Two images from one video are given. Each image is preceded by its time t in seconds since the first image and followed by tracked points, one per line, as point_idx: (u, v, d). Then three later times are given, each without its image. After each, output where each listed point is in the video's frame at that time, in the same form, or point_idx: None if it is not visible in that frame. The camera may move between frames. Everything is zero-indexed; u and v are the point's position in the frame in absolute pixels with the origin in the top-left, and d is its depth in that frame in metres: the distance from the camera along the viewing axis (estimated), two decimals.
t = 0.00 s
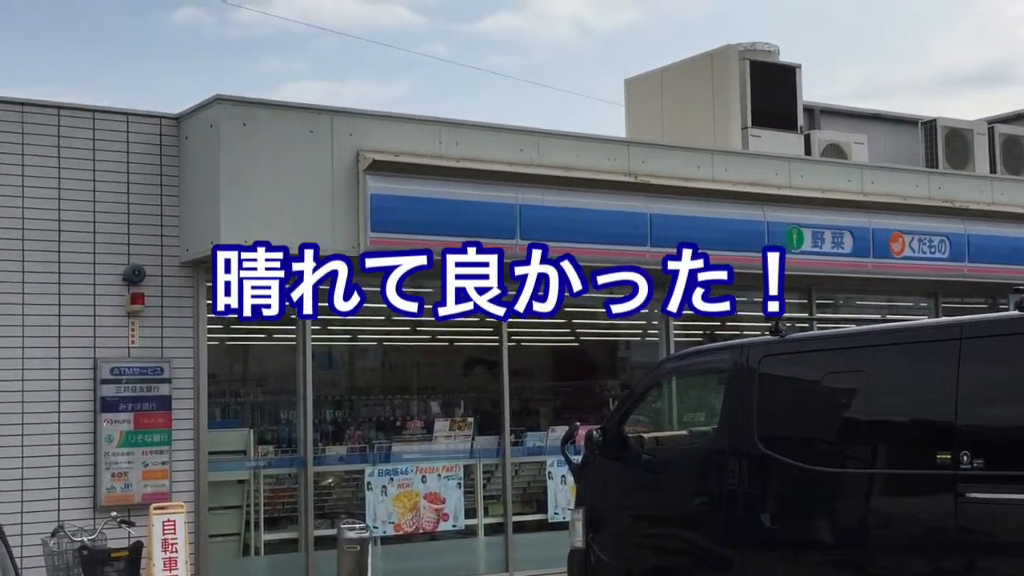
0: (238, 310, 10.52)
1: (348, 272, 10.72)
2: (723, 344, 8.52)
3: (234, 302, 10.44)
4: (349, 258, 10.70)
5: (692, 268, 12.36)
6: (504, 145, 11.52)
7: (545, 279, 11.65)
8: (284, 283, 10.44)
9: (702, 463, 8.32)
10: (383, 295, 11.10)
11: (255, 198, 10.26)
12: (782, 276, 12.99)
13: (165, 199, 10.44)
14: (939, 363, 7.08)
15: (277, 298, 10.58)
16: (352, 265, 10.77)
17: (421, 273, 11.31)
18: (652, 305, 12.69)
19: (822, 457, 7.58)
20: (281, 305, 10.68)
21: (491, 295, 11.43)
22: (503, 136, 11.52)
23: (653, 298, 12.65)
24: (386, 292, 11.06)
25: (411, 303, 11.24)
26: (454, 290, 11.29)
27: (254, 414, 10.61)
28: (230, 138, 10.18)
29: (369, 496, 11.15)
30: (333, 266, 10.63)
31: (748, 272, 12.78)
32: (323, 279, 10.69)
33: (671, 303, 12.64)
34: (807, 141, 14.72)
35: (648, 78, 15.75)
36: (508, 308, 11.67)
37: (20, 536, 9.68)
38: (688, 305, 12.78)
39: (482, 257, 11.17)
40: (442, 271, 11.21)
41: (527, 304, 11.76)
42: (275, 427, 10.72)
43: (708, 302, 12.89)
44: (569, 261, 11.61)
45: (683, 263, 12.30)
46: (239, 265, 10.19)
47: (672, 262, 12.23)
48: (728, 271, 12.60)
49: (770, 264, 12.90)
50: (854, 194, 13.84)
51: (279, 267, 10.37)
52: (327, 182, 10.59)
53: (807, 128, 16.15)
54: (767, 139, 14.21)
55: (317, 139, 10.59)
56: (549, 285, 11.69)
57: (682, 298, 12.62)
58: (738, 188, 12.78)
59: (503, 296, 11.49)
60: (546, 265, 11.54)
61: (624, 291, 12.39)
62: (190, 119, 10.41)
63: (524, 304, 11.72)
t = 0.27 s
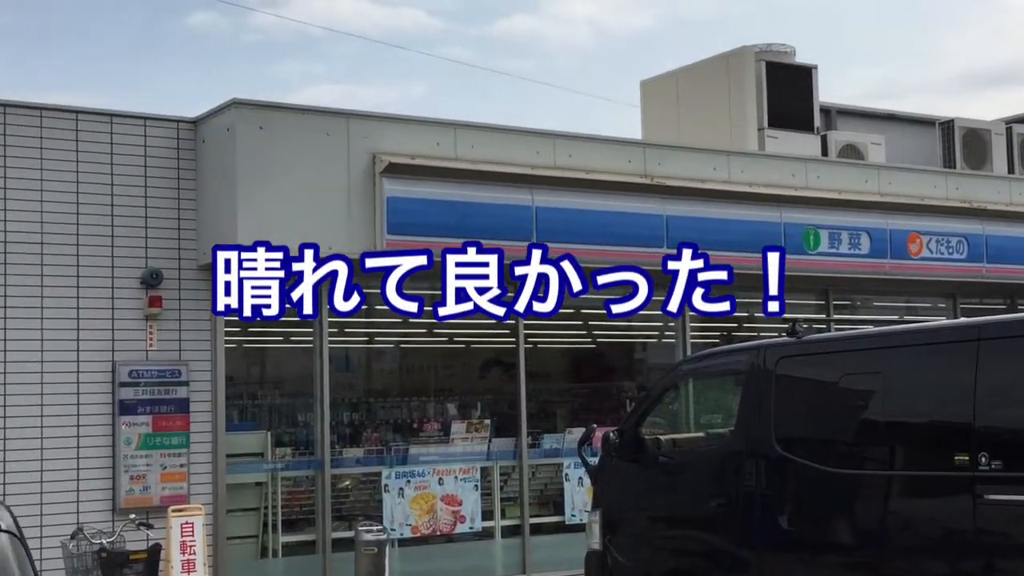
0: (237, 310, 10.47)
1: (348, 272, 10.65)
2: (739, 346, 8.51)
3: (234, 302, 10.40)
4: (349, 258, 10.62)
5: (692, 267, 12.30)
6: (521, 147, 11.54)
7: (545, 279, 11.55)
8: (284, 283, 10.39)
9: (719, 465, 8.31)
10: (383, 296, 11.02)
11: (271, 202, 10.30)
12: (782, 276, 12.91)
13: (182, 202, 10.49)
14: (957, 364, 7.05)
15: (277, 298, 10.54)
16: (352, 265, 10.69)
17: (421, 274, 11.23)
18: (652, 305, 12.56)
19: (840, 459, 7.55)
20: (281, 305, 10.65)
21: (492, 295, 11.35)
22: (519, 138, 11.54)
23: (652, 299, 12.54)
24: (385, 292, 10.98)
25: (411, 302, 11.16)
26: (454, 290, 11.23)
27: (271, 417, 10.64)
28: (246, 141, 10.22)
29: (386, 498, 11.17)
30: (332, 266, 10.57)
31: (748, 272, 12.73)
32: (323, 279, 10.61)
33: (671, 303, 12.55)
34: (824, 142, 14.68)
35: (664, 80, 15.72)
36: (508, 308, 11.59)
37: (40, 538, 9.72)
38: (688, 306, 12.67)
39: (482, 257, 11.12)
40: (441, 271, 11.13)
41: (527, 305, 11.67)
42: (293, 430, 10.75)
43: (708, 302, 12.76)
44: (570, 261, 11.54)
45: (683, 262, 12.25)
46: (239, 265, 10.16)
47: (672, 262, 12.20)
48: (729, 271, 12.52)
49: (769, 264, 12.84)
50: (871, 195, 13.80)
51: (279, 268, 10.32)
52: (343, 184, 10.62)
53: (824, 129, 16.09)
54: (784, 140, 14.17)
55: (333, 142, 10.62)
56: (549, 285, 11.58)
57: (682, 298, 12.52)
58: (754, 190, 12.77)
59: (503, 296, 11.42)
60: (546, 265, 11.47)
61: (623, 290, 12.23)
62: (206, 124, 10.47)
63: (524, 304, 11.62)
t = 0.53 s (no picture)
0: (238, 310, 10.50)
1: (348, 272, 10.67)
2: (751, 346, 8.63)
3: (234, 302, 10.45)
4: (349, 259, 10.64)
5: (692, 267, 12.30)
6: (534, 150, 11.66)
7: (545, 279, 11.59)
8: (284, 283, 10.40)
9: (732, 464, 8.40)
10: (383, 296, 11.06)
11: (287, 204, 10.43)
12: (782, 276, 12.92)
13: (201, 206, 10.64)
14: (966, 363, 7.14)
15: (277, 298, 10.56)
16: (352, 265, 10.72)
17: (420, 274, 11.26)
18: (652, 306, 12.57)
19: (851, 457, 7.64)
20: (281, 305, 10.67)
21: (492, 295, 11.37)
22: (532, 141, 11.66)
23: (652, 299, 12.54)
24: (385, 292, 10.99)
25: (411, 303, 11.20)
26: (454, 290, 11.25)
27: (289, 417, 10.77)
28: (264, 145, 10.36)
29: (402, 497, 11.29)
30: (333, 266, 10.58)
31: (748, 272, 12.72)
32: (323, 279, 10.64)
33: (671, 303, 12.54)
34: (834, 143, 14.75)
35: (675, 83, 15.82)
36: (508, 308, 11.63)
37: (61, 537, 9.86)
38: (688, 306, 12.66)
39: (482, 257, 11.14)
40: (442, 271, 11.15)
41: (527, 304, 11.69)
42: (309, 429, 10.88)
43: (708, 302, 12.76)
44: (570, 261, 11.57)
45: (683, 263, 12.26)
46: (239, 265, 10.31)
47: (672, 262, 12.21)
48: (728, 271, 12.52)
49: (770, 264, 12.84)
50: (881, 195, 13.88)
51: (279, 267, 10.34)
52: (359, 187, 10.75)
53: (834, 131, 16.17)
54: (795, 142, 14.25)
55: (349, 145, 10.75)
56: (549, 285, 11.63)
57: (682, 298, 12.52)
58: (765, 191, 12.86)
59: (503, 296, 11.43)
60: (546, 265, 11.50)
61: (623, 290, 12.28)
62: (224, 128, 10.63)
63: (524, 304, 11.65)
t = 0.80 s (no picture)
0: (238, 310, 10.76)
1: (348, 272, 10.86)
2: (758, 343, 8.85)
3: (234, 302, 10.70)
4: (349, 259, 10.84)
5: (692, 267, 12.49)
6: (546, 152, 11.89)
7: (545, 279, 11.79)
8: (284, 283, 10.63)
9: (740, 459, 8.60)
10: (383, 296, 11.26)
11: (305, 206, 10.70)
12: (781, 276, 13.11)
13: (221, 207, 10.90)
14: (969, 360, 7.33)
15: (277, 298, 10.77)
16: (352, 265, 10.91)
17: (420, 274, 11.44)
18: (652, 304, 12.73)
19: (857, 453, 7.83)
20: (281, 305, 10.87)
21: (492, 295, 11.55)
22: (544, 143, 11.88)
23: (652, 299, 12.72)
24: (385, 292, 11.19)
25: (411, 302, 11.39)
26: (454, 290, 11.43)
27: (307, 413, 11.02)
28: (282, 147, 10.61)
29: (417, 491, 11.52)
30: (333, 266, 10.78)
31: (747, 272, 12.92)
32: (323, 279, 10.84)
33: (671, 303, 12.73)
34: (840, 145, 14.95)
35: (683, 87, 16.03)
36: (508, 308, 11.81)
37: (86, 529, 10.12)
38: (687, 306, 12.86)
39: (482, 257, 11.32)
40: (442, 271, 11.34)
41: (527, 304, 11.89)
42: (327, 425, 11.12)
43: (708, 302, 12.96)
44: (569, 261, 11.77)
45: (683, 262, 12.44)
46: (239, 265, 10.61)
47: (672, 262, 12.39)
48: (728, 271, 12.71)
49: (769, 264, 13.02)
50: (886, 196, 14.07)
51: (279, 268, 10.56)
52: (375, 189, 11.01)
53: (840, 133, 16.37)
54: (801, 144, 14.46)
55: (365, 147, 11.00)
56: (549, 285, 11.83)
57: (682, 298, 12.71)
58: (773, 192, 13.07)
59: (503, 296, 11.61)
60: (546, 265, 11.70)
61: (623, 290, 12.45)
62: (243, 131, 10.89)
63: (524, 304, 11.85)
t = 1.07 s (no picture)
0: (238, 310, 10.75)
1: (348, 272, 10.87)
2: (770, 341, 8.87)
3: (234, 302, 10.69)
4: (349, 258, 10.85)
5: (692, 267, 12.44)
6: (559, 150, 11.93)
7: (545, 279, 11.81)
8: (284, 283, 10.67)
9: (754, 456, 8.61)
10: (383, 295, 11.25)
11: (320, 204, 10.76)
12: (782, 275, 13.04)
13: (235, 205, 10.98)
14: (982, 358, 7.34)
15: (277, 298, 10.77)
16: (352, 265, 10.93)
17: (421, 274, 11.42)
18: (652, 302, 12.62)
19: (870, 450, 7.84)
20: (280, 305, 10.87)
21: (492, 295, 11.56)
22: (557, 142, 11.92)
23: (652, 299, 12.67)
24: (385, 292, 11.21)
25: (411, 302, 11.38)
26: (454, 290, 11.43)
27: (321, 410, 11.08)
28: (297, 146, 10.67)
29: (431, 488, 11.58)
30: (333, 266, 10.79)
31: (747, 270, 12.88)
32: (323, 279, 10.84)
33: (671, 303, 12.65)
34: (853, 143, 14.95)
35: (695, 86, 16.05)
36: (508, 308, 11.79)
37: (103, 525, 10.20)
38: (688, 306, 12.79)
39: (482, 257, 11.36)
40: (442, 271, 11.35)
41: (527, 305, 11.88)
42: (341, 422, 11.19)
43: (708, 302, 12.89)
44: (570, 261, 11.79)
45: (683, 263, 12.40)
46: (239, 265, 10.68)
47: (672, 262, 12.34)
48: (728, 271, 12.69)
49: (770, 264, 12.96)
50: (898, 194, 14.07)
51: (279, 268, 10.63)
52: (389, 188, 11.06)
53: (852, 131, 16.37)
54: (813, 142, 14.47)
55: (379, 146, 11.06)
56: (550, 285, 11.84)
57: (682, 298, 12.64)
58: (785, 190, 13.09)
59: (503, 296, 11.61)
60: (546, 265, 11.73)
61: (624, 291, 12.41)
62: (258, 130, 10.96)
63: (524, 304, 11.84)
